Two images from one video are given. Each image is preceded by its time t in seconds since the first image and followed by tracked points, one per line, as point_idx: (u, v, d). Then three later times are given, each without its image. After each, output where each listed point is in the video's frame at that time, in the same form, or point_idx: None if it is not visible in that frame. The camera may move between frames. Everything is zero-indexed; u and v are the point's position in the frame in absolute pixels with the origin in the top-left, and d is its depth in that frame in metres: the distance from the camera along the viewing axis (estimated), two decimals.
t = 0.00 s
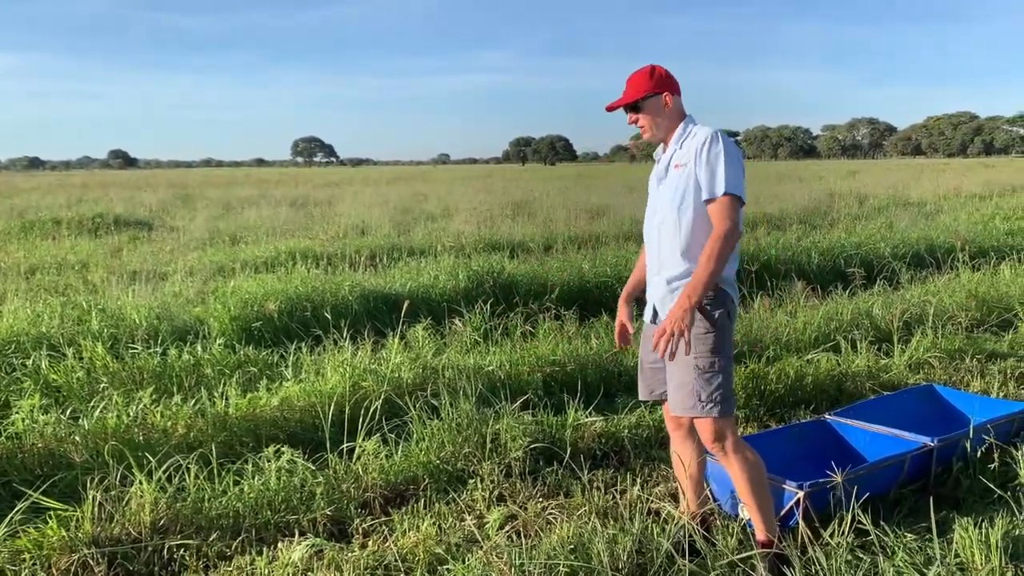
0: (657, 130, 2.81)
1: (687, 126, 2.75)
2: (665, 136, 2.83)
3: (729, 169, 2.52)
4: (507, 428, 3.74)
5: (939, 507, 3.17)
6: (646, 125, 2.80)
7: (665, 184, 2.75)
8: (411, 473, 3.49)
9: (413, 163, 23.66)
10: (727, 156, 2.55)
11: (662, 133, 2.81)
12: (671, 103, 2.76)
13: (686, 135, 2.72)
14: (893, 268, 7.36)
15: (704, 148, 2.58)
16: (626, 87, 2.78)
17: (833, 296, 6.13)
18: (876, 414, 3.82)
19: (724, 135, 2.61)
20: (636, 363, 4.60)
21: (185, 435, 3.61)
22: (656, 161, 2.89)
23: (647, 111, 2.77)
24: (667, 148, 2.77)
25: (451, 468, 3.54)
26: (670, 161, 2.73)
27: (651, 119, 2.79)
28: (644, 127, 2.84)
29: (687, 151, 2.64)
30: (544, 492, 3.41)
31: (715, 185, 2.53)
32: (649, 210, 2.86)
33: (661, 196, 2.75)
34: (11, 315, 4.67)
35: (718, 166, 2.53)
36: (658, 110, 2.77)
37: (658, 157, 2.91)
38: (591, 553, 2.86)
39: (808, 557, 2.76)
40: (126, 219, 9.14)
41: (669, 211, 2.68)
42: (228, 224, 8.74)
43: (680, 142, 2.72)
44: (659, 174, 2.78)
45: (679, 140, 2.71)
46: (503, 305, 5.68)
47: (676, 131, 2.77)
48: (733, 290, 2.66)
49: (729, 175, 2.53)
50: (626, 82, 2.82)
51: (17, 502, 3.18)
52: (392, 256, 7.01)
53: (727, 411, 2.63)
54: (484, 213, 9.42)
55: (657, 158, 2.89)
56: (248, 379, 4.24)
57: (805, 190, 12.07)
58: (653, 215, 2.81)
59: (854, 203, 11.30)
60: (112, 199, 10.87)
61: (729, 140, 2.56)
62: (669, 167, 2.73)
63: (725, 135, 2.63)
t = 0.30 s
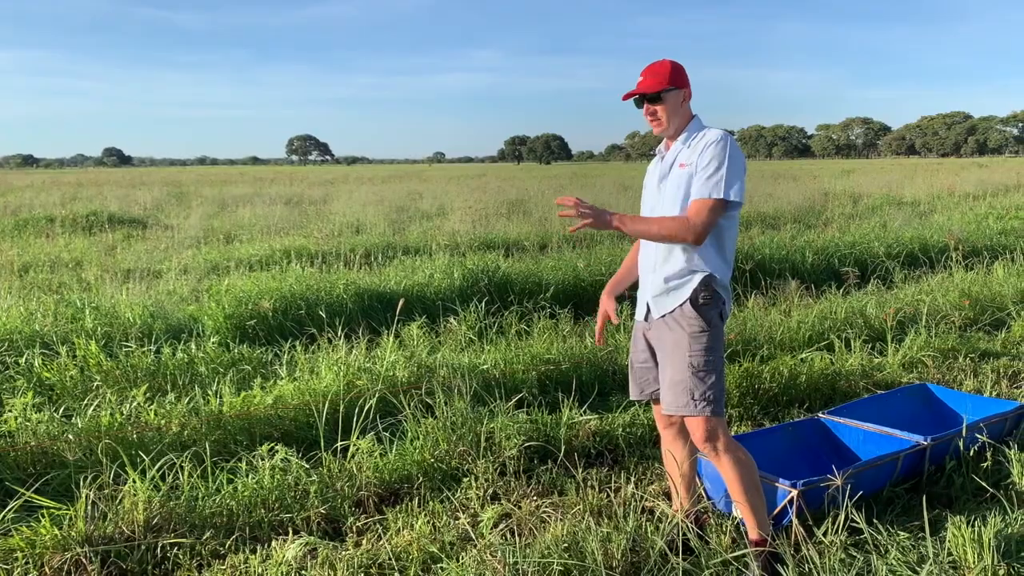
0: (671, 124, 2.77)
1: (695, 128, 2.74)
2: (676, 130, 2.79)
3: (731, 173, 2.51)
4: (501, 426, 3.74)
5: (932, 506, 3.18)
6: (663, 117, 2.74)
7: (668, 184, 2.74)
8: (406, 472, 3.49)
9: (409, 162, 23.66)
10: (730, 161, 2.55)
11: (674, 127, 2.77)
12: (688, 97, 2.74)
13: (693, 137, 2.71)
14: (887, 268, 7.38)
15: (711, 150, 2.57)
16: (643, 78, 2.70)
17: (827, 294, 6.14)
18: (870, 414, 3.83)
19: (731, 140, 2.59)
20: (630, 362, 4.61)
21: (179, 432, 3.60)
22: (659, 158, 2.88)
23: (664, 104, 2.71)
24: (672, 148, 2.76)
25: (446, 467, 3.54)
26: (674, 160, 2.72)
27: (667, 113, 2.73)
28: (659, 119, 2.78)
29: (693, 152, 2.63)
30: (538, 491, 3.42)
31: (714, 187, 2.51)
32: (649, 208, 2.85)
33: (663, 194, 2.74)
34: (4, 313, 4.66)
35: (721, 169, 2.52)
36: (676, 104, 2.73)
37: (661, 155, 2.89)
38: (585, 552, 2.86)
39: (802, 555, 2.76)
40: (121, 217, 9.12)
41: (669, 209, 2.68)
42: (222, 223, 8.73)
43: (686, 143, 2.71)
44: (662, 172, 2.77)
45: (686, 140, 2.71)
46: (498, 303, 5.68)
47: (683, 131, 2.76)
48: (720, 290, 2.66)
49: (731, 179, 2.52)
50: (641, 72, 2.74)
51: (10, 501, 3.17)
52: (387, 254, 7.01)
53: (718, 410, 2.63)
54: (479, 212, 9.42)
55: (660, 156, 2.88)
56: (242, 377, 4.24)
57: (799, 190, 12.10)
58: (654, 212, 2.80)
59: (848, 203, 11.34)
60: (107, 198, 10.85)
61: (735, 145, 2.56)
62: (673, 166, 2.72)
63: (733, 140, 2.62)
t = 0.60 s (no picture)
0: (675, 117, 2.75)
1: (688, 125, 2.73)
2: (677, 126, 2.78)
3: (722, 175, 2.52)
4: (496, 425, 3.74)
5: (926, 504, 3.18)
6: (672, 107, 2.72)
7: (660, 182, 2.73)
8: (400, 471, 3.48)
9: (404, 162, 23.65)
10: (721, 163, 2.55)
11: (676, 123, 2.75)
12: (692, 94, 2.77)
13: (687, 136, 2.70)
14: (881, 266, 7.40)
15: (704, 151, 2.57)
16: (655, 63, 2.69)
17: (821, 293, 6.15)
18: (864, 413, 3.83)
19: (724, 141, 2.59)
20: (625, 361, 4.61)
21: (172, 431, 3.58)
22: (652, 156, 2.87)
23: (674, 90, 2.68)
24: (665, 145, 2.74)
25: (440, 466, 3.53)
26: (668, 158, 2.71)
27: (676, 100, 2.71)
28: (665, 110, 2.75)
29: (687, 150, 2.63)
30: (533, 489, 3.41)
31: (704, 189, 2.52)
32: (644, 207, 2.84)
33: (657, 194, 2.74)
34: None
35: (713, 171, 2.52)
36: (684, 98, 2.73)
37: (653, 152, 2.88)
38: (580, 550, 2.85)
39: (796, 554, 2.76)
40: (115, 216, 9.09)
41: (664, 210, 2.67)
42: (217, 221, 8.71)
43: (678, 141, 2.71)
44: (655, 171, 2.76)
45: (677, 139, 2.70)
46: (493, 302, 5.68)
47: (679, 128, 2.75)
48: (720, 286, 2.66)
49: (722, 181, 2.52)
50: (650, 62, 2.72)
51: (3, 500, 3.15)
52: (382, 253, 7.01)
53: (718, 409, 2.63)
54: (475, 210, 9.41)
55: (652, 155, 2.87)
56: (236, 376, 4.23)
57: (794, 190, 12.13)
58: (649, 212, 2.79)
59: (843, 202, 11.37)
60: (101, 196, 10.82)
61: (725, 142, 2.56)
62: (665, 165, 2.71)
63: (726, 140, 2.61)
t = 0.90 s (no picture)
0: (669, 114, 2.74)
1: (685, 123, 2.74)
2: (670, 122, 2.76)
3: (733, 170, 2.52)
4: (492, 425, 3.74)
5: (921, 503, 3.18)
6: (666, 102, 2.70)
7: (659, 180, 2.72)
8: (396, 471, 3.48)
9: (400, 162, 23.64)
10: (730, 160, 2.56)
11: (670, 120, 2.74)
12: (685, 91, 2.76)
13: (683, 133, 2.70)
14: (876, 265, 7.42)
15: (708, 148, 2.57)
16: (649, 60, 2.68)
17: (816, 292, 6.16)
18: (861, 411, 3.83)
19: (724, 135, 2.60)
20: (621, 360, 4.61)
21: (167, 432, 3.57)
22: (646, 155, 2.85)
23: (668, 86, 2.68)
24: (661, 143, 2.73)
25: (436, 466, 3.53)
26: (666, 156, 2.70)
27: (670, 96, 2.69)
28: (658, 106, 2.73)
29: (689, 148, 2.63)
30: (529, 489, 3.41)
31: (716, 184, 2.51)
32: (640, 206, 2.82)
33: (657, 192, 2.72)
34: None
35: (723, 166, 2.52)
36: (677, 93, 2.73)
37: (646, 151, 2.87)
38: (576, 550, 2.85)
39: (792, 553, 2.76)
40: (109, 216, 9.08)
41: (667, 208, 2.65)
42: (212, 222, 8.70)
43: (677, 138, 2.70)
44: (653, 169, 2.74)
45: (676, 136, 2.70)
46: (489, 301, 5.68)
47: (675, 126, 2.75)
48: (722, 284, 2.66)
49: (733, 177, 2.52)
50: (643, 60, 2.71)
51: None
52: (378, 253, 7.00)
53: (717, 409, 2.63)
54: (470, 210, 9.41)
55: (646, 153, 2.85)
56: (231, 376, 4.22)
57: (790, 190, 12.15)
58: (649, 211, 2.76)
59: (838, 201, 11.39)
60: (95, 196, 10.79)
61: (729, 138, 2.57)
62: (665, 163, 2.70)
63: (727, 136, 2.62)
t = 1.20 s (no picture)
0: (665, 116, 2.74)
1: (682, 123, 2.74)
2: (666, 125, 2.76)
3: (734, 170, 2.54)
4: (489, 426, 3.74)
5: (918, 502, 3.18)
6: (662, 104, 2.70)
7: (658, 181, 2.72)
8: (394, 473, 3.47)
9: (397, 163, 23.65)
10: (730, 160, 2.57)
11: (666, 122, 2.74)
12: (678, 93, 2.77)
13: (681, 133, 2.71)
14: (873, 265, 7.42)
15: (709, 149, 2.58)
16: (642, 63, 2.69)
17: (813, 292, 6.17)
18: (857, 412, 3.84)
19: (724, 135, 2.61)
20: (618, 360, 4.61)
21: (164, 434, 3.57)
22: (642, 156, 2.85)
23: (663, 88, 2.68)
24: (659, 144, 2.73)
25: (434, 467, 3.53)
26: (664, 157, 2.71)
27: (665, 98, 2.70)
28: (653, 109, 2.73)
29: (689, 149, 2.63)
30: (526, 490, 3.41)
31: (719, 185, 2.53)
32: (638, 207, 2.82)
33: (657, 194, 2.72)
34: None
35: (725, 167, 2.53)
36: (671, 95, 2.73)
37: (642, 151, 2.86)
38: (573, 551, 2.85)
39: (789, 553, 2.75)
40: (106, 218, 9.08)
41: (668, 209, 2.65)
42: (208, 223, 8.69)
43: (674, 139, 2.70)
44: (651, 170, 2.74)
45: (674, 137, 2.70)
46: (486, 302, 5.68)
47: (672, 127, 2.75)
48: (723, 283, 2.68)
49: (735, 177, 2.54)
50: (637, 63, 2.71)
51: None
52: (375, 255, 7.00)
53: (719, 408, 2.62)
54: (467, 211, 9.41)
55: (642, 154, 2.85)
56: (228, 378, 4.22)
57: (787, 190, 12.16)
58: (648, 212, 2.76)
59: (835, 201, 11.40)
60: (92, 199, 10.79)
61: (729, 139, 2.58)
62: (664, 164, 2.70)
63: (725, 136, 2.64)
